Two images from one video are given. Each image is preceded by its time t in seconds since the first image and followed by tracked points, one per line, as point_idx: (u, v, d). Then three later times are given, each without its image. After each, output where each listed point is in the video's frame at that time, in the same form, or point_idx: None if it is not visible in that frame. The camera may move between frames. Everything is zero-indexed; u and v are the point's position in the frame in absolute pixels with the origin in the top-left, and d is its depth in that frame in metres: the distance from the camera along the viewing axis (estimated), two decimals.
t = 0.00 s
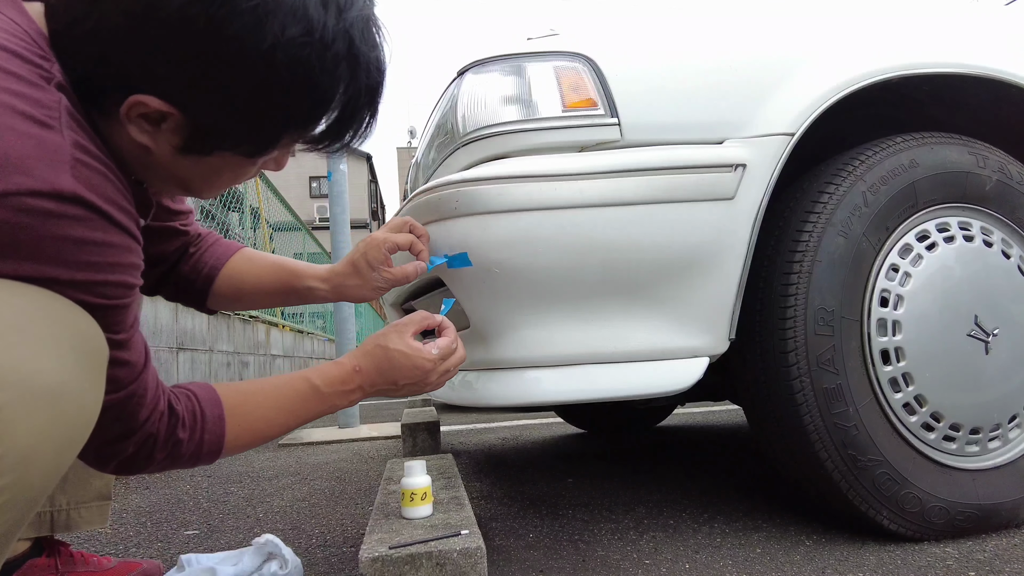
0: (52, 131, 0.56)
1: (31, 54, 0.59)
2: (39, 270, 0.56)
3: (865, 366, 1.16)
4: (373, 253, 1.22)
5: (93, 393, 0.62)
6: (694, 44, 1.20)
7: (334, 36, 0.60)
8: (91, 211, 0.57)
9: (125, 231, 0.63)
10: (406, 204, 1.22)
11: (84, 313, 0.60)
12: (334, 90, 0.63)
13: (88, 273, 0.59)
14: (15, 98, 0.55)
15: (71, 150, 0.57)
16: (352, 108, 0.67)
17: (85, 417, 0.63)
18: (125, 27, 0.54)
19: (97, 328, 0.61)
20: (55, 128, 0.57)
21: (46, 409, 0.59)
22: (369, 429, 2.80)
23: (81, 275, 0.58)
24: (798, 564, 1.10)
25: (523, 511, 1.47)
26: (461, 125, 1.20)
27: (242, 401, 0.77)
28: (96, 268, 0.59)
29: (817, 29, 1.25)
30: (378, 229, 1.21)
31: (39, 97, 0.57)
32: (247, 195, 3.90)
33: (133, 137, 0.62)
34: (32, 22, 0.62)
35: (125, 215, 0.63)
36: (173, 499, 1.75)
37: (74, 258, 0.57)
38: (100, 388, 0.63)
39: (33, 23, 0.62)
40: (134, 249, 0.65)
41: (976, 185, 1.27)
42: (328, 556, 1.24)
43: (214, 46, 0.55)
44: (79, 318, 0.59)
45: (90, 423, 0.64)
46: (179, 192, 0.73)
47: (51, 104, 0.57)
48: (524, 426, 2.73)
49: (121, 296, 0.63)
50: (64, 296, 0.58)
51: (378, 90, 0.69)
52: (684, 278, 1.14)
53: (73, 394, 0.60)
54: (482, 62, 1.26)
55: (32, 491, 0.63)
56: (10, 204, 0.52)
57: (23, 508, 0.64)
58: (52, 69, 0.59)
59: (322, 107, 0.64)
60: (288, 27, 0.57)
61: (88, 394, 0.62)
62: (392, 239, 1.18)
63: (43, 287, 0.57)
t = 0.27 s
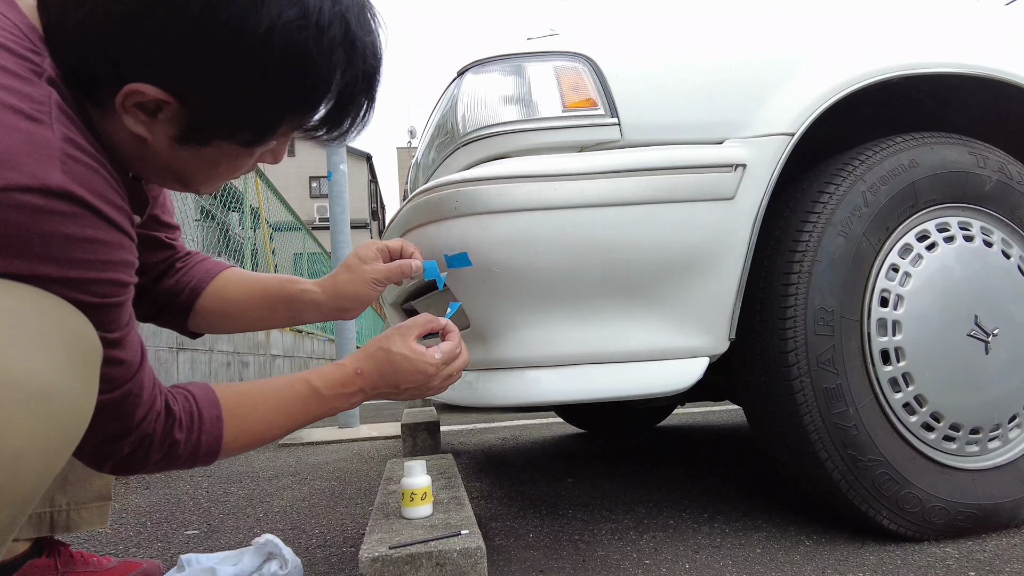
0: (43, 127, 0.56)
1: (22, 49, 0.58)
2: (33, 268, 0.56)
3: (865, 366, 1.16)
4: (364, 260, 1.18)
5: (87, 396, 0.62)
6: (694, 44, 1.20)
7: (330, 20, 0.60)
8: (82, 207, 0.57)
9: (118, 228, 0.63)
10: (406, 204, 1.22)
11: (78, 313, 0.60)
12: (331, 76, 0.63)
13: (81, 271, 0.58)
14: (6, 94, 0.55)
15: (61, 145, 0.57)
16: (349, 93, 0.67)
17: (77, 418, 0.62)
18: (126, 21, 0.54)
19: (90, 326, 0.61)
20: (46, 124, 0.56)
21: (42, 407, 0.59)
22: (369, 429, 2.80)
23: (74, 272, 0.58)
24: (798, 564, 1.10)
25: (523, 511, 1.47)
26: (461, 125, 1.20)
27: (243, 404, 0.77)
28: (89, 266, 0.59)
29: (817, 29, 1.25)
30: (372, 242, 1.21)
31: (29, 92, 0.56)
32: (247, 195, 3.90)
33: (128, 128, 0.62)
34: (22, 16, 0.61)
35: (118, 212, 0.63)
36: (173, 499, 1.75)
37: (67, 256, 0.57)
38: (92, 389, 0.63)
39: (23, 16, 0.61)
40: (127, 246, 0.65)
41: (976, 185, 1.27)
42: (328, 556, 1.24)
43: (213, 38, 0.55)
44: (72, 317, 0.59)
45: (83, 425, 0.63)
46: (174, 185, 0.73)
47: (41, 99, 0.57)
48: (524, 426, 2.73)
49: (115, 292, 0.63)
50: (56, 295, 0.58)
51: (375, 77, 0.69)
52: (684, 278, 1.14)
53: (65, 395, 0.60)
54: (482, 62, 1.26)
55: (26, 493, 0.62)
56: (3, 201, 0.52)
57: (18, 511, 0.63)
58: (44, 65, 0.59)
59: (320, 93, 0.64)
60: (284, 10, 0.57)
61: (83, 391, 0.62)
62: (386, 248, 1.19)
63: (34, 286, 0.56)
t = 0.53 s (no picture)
0: (25, 117, 0.55)
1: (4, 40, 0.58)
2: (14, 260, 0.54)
3: (865, 366, 1.16)
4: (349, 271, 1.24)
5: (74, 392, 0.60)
6: (694, 44, 1.20)
7: None
8: (63, 197, 0.56)
9: (104, 221, 0.61)
10: (406, 204, 1.22)
11: (64, 308, 0.57)
12: (321, 38, 0.63)
13: (64, 264, 0.56)
14: None
15: (43, 135, 0.56)
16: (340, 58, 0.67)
17: (65, 415, 0.60)
18: (129, 18, 0.55)
19: (77, 323, 0.59)
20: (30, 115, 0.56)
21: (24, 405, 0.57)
22: (369, 429, 2.80)
23: (56, 265, 0.56)
24: (798, 564, 1.10)
25: (523, 511, 1.47)
26: (461, 125, 1.20)
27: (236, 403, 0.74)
28: (73, 258, 0.57)
29: (817, 29, 1.25)
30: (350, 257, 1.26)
31: (11, 83, 0.56)
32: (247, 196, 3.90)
33: (115, 106, 0.61)
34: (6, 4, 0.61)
35: (103, 204, 0.62)
36: (173, 499, 1.75)
37: (48, 248, 0.55)
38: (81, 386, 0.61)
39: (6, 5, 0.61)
40: (115, 239, 0.63)
41: (976, 185, 1.27)
42: (328, 556, 1.24)
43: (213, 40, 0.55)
44: (57, 311, 0.57)
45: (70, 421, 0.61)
46: (165, 170, 0.72)
47: (23, 90, 0.56)
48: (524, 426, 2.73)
49: (103, 287, 0.61)
50: (39, 289, 0.56)
51: (364, 41, 0.70)
52: (684, 278, 1.14)
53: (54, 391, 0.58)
54: (483, 62, 1.26)
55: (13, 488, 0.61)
56: None
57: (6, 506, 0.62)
58: (26, 54, 0.59)
59: (312, 57, 0.63)
60: None
61: (67, 391, 0.59)
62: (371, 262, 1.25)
63: (15, 279, 0.55)
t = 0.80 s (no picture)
0: (6, 107, 0.55)
1: None
2: None
3: (865, 366, 1.16)
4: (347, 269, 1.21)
5: (55, 382, 0.59)
6: (693, 44, 1.20)
7: None
8: (46, 188, 0.56)
9: (88, 213, 0.61)
10: (406, 204, 1.22)
11: (50, 300, 0.57)
12: (307, 18, 0.63)
13: (48, 255, 0.56)
14: None
15: (25, 126, 0.56)
16: (324, 40, 0.67)
17: (48, 408, 0.59)
18: (133, 17, 0.55)
19: (62, 313, 0.58)
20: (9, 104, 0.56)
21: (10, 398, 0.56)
22: (369, 429, 2.80)
23: (38, 256, 0.56)
24: (798, 564, 1.10)
25: (523, 511, 1.47)
26: (461, 125, 1.20)
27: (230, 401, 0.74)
28: (55, 249, 0.57)
29: (817, 29, 1.25)
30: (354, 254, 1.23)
31: None
32: (247, 196, 3.91)
33: (101, 94, 0.61)
34: None
35: (88, 196, 0.62)
36: (173, 499, 1.75)
37: (31, 239, 0.55)
38: (64, 377, 0.60)
39: None
40: (100, 232, 0.63)
41: (976, 185, 1.27)
42: (328, 556, 1.24)
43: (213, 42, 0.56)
44: (40, 303, 0.56)
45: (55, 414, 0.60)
46: (154, 161, 0.72)
47: (6, 82, 0.57)
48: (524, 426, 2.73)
49: (88, 279, 0.60)
50: (23, 281, 0.55)
51: (348, 25, 0.70)
52: (684, 278, 1.14)
53: (33, 383, 0.57)
54: (482, 62, 1.26)
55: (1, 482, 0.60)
56: None
57: None
58: (9, 48, 0.59)
59: (298, 39, 0.63)
60: None
61: (49, 381, 0.58)
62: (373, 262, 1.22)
63: None
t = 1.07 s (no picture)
0: None
1: None
2: None
3: (865, 366, 1.16)
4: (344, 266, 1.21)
5: (48, 379, 0.58)
6: (694, 44, 1.20)
7: None
8: (35, 181, 0.56)
9: (79, 208, 0.61)
10: (406, 204, 1.22)
11: (41, 296, 0.57)
12: (299, 5, 0.63)
13: (41, 249, 0.57)
14: None
15: (15, 122, 0.57)
16: (314, 27, 0.67)
17: (40, 404, 0.59)
18: (133, 15, 0.55)
19: (53, 309, 0.58)
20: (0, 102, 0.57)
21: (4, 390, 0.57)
22: (369, 429, 2.80)
23: (31, 249, 0.56)
24: (798, 564, 1.10)
25: (523, 511, 1.47)
26: (461, 125, 1.20)
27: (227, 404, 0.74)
28: (48, 243, 0.57)
29: (817, 29, 1.25)
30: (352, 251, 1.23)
31: None
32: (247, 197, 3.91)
33: (91, 93, 0.62)
34: None
35: (79, 192, 0.62)
36: (173, 499, 1.75)
37: (22, 232, 0.55)
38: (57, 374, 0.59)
39: None
40: (91, 227, 0.63)
41: (976, 185, 1.27)
42: (328, 556, 1.24)
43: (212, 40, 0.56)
44: (30, 297, 0.56)
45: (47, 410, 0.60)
46: (148, 156, 0.72)
47: None
48: (524, 426, 2.73)
49: (80, 274, 0.60)
50: (16, 276, 0.55)
51: (337, 13, 0.70)
52: (683, 279, 1.14)
53: (25, 377, 0.57)
54: (483, 62, 1.26)
55: None
56: None
57: None
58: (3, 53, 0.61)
59: (287, 28, 0.63)
60: None
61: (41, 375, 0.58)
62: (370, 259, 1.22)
63: None
